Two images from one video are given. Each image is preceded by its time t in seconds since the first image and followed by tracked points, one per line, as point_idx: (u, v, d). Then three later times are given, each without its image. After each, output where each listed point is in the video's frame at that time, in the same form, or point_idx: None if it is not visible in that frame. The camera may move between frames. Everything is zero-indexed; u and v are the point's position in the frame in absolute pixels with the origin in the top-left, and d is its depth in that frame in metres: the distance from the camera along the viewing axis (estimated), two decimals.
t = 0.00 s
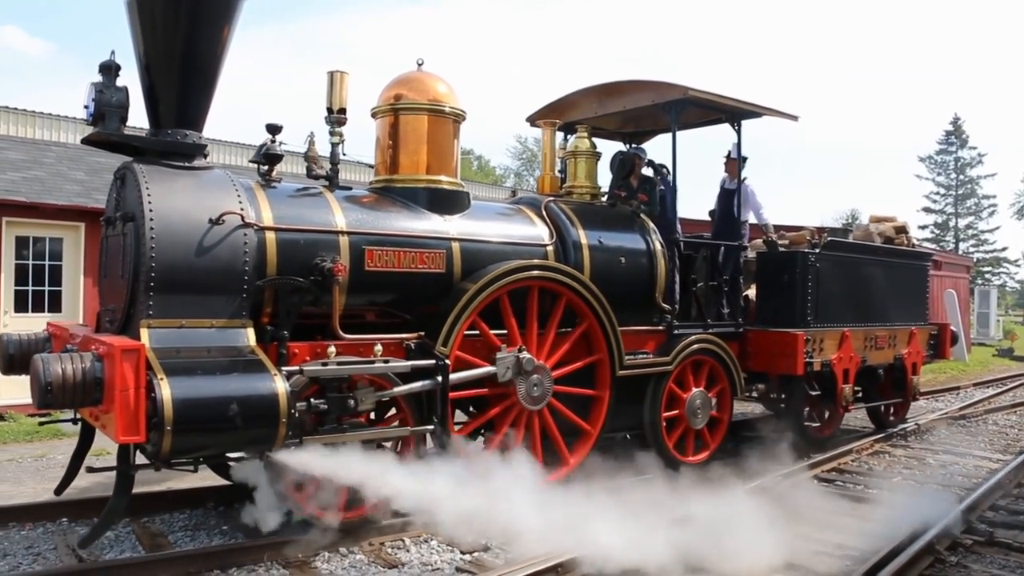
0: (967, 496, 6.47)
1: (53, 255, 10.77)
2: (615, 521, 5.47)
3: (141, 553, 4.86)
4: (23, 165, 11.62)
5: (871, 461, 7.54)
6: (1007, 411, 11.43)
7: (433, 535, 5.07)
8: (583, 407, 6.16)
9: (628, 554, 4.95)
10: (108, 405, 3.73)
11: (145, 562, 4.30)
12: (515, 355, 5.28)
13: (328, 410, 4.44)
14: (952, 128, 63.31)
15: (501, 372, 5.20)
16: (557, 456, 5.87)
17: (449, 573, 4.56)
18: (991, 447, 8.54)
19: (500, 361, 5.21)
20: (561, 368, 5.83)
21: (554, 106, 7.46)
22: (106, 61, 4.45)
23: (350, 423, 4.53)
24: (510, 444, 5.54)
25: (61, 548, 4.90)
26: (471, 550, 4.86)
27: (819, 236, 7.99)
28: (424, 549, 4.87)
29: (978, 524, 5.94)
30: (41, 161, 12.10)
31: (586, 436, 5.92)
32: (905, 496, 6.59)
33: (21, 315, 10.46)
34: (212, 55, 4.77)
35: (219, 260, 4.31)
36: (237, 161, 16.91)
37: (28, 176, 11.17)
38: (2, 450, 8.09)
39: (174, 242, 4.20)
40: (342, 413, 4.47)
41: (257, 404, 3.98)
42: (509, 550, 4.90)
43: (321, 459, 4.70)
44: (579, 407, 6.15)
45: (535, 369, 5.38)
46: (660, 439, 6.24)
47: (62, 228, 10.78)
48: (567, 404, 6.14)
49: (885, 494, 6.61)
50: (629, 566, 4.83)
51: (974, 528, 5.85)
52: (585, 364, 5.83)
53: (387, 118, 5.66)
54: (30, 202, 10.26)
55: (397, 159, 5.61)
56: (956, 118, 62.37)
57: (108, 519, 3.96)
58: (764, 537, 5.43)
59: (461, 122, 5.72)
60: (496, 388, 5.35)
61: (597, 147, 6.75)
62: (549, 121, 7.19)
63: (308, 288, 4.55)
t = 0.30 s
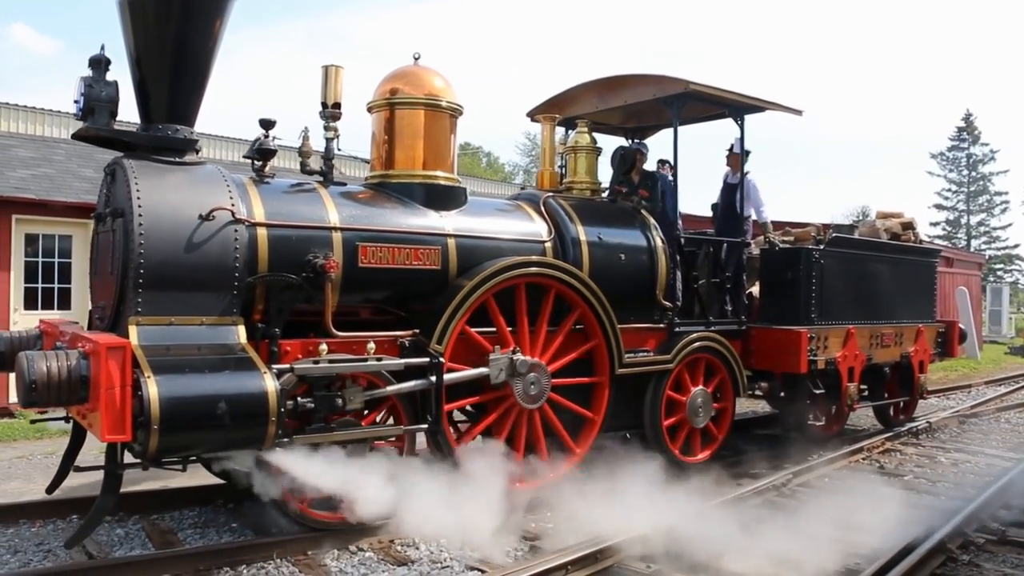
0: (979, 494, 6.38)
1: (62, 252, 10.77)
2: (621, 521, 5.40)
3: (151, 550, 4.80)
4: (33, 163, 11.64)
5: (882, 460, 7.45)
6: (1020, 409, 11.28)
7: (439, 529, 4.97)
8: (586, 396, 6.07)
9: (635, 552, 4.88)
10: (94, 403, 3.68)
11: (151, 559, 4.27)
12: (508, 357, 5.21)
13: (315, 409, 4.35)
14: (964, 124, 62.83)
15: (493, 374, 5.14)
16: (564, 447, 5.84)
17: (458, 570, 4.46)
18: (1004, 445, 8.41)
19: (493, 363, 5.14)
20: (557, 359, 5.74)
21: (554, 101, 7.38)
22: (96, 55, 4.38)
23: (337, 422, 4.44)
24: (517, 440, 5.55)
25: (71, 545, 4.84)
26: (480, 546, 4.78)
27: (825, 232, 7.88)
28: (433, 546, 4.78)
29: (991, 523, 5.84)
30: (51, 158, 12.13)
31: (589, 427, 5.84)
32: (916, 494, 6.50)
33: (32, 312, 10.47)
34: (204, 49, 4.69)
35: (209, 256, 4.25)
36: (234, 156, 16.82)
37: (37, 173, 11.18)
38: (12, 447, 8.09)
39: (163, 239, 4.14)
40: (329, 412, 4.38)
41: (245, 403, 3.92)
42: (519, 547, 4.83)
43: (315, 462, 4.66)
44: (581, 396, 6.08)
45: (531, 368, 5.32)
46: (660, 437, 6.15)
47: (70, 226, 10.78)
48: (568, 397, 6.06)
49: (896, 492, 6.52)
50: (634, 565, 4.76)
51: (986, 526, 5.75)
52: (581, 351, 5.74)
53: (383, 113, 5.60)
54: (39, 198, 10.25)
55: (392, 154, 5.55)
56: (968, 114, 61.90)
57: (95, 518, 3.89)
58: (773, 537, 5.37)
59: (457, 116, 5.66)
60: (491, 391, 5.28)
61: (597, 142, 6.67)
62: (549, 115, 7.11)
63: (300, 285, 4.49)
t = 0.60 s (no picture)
0: (995, 493, 6.28)
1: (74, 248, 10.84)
2: (627, 522, 5.37)
3: (165, 546, 4.77)
4: (47, 162, 12.13)
5: (896, 458, 7.38)
6: None
7: (447, 526, 4.93)
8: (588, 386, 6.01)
9: (644, 550, 4.86)
10: (79, 401, 3.63)
11: (164, 556, 4.26)
12: (502, 360, 5.12)
13: (303, 408, 4.27)
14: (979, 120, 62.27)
15: (487, 377, 5.04)
16: (571, 437, 5.76)
17: (471, 567, 4.47)
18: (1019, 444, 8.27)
19: (487, 365, 5.05)
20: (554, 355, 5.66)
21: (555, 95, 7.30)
22: (86, 50, 4.33)
23: (325, 422, 4.38)
24: (521, 445, 5.45)
25: (88, 540, 4.80)
26: (492, 544, 4.79)
27: (831, 229, 7.77)
28: (444, 541, 4.77)
29: (1006, 522, 5.74)
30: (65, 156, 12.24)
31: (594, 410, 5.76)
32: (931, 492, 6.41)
33: (45, 309, 11.26)
34: (197, 43, 4.62)
35: (200, 252, 4.20)
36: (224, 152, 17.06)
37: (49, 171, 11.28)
38: (23, 442, 8.13)
39: (152, 236, 4.10)
40: (316, 411, 4.32)
41: (234, 401, 3.88)
42: (531, 545, 4.83)
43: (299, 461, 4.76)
44: (583, 387, 6.02)
45: (526, 366, 5.25)
46: (662, 436, 6.07)
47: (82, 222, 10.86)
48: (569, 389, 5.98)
49: (911, 490, 6.44)
50: (644, 564, 4.73)
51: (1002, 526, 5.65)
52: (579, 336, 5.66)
53: (379, 108, 5.53)
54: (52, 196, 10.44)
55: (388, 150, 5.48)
56: (983, 111, 61.31)
57: (83, 517, 3.85)
58: (783, 537, 5.31)
59: (455, 111, 5.59)
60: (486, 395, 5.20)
61: (598, 137, 6.59)
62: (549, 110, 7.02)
63: (293, 282, 4.44)
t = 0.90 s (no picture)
0: (1013, 492, 6.15)
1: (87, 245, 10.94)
2: (637, 522, 5.31)
3: (183, 542, 4.75)
4: (67, 160, 12.54)
5: (913, 456, 7.27)
6: None
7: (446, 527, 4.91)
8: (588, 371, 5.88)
9: (659, 548, 4.82)
10: (66, 398, 3.59)
11: (182, 551, 4.23)
12: (497, 364, 5.03)
13: (292, 406, 4.25)
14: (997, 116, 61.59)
15: (482, 381, 4.96)
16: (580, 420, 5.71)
17: (487, 564, 4.45)
18: None
19: (481, 369, 4.96)
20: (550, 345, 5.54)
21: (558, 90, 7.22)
22: (77, 44, 4.28)
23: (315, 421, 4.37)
24: (528, 440, 5.39)
25: (107, 535, 4.78)
26: (506, 543, 4.77)
27: (840, 225, 7.65)
28: (460, 540, 4.76)
29: None
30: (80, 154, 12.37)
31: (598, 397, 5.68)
32: (947, 491, 6.29)
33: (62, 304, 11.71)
34: (190, 37, 4.56)
35: (191, 248, 4.16)
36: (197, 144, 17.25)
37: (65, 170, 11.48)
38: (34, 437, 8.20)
39: (142, 231, 4.05)
40: (304, 410, 4.29)
41: (222, 398, 3.83)
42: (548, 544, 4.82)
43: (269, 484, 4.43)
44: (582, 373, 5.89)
45: (522, 365, 5.17)
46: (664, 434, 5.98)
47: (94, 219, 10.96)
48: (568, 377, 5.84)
49: (927, 489, 6.33)
50: (659, 562, 4.68)
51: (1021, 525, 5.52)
52: (574, 320, 5.50)
53: (376, 102, 5.47)
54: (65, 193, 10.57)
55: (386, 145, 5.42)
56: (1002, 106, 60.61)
57: (72, 514, 3.81)
58: (797, 534, 5.26)
59: (454, 106, 5.53)
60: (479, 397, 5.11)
61: (601, 132, 6.49)
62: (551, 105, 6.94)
63: (285, 279, 4.39)
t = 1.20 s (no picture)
0: None
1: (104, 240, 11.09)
2: (647, 518, 5.22)
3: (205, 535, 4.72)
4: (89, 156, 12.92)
5: (934, 454, 7.13)
6: None
7: (445, 525, 4.83)
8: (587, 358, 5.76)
9: (677, 545, 4.74)
10: (48, 394, 3.53)
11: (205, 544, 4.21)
12: (493, 368, 4.96)
13: (279, 403, 4.23)
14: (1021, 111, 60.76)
15: (476, 386, 4.89)
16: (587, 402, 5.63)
17: (505, 560, 4.39)
18: None
19: (477, 373, 4.89)
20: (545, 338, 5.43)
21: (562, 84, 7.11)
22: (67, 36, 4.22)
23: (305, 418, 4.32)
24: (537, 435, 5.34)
25: (128, 529, 4.74)
26: (528, 537, 4.72)
27: (850, 220, 7.50)
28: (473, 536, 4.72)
29: None
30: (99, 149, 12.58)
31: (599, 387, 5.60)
32: (968, 489, 6.15)
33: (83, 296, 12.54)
34: (182, 29, 4.49)
35: (180, 244, 4.10)
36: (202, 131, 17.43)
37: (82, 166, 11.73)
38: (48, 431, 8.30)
39: (130, 225, 3.99)
40: (293, 407, 4.26)
41: (210, 394, 3.78)
42: (568, 538, 4.77)
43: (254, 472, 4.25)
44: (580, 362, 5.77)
45: (519, 363, 5.09)
46: (667, 432, 5.88)
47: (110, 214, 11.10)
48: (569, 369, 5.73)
49: (948, 487, 6.20)
50: (677, 559, 4.60)
51: None
52: (563, 306, 5.37)
53: (374, 95, 5.39)
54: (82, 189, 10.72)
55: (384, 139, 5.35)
56: None
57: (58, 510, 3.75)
58: (816, 532, 5.17)
59: (453, 99, 5.46)
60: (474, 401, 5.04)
61: (605, 126, 6.38)
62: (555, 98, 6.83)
63: (277, 274, 4.32)
